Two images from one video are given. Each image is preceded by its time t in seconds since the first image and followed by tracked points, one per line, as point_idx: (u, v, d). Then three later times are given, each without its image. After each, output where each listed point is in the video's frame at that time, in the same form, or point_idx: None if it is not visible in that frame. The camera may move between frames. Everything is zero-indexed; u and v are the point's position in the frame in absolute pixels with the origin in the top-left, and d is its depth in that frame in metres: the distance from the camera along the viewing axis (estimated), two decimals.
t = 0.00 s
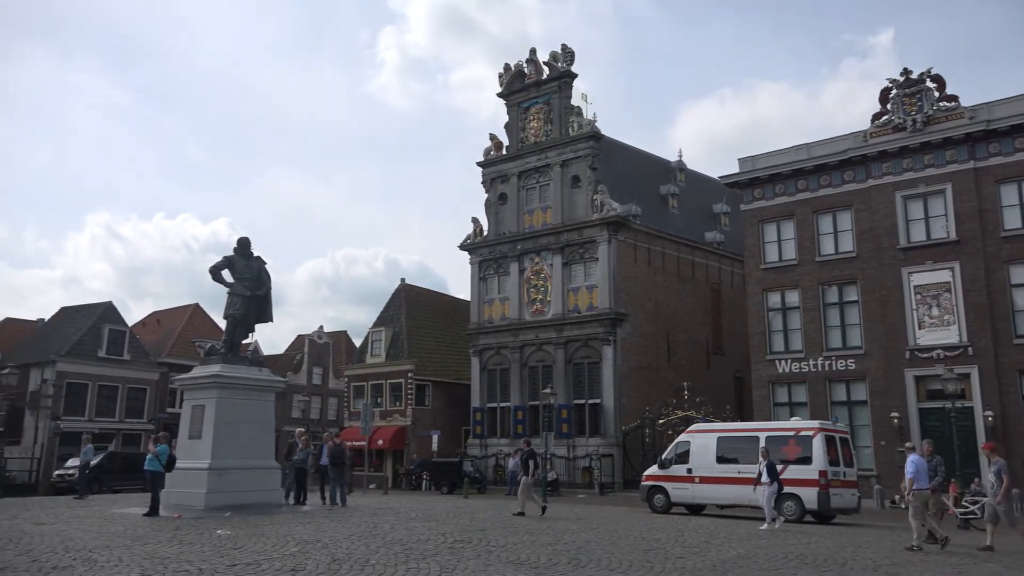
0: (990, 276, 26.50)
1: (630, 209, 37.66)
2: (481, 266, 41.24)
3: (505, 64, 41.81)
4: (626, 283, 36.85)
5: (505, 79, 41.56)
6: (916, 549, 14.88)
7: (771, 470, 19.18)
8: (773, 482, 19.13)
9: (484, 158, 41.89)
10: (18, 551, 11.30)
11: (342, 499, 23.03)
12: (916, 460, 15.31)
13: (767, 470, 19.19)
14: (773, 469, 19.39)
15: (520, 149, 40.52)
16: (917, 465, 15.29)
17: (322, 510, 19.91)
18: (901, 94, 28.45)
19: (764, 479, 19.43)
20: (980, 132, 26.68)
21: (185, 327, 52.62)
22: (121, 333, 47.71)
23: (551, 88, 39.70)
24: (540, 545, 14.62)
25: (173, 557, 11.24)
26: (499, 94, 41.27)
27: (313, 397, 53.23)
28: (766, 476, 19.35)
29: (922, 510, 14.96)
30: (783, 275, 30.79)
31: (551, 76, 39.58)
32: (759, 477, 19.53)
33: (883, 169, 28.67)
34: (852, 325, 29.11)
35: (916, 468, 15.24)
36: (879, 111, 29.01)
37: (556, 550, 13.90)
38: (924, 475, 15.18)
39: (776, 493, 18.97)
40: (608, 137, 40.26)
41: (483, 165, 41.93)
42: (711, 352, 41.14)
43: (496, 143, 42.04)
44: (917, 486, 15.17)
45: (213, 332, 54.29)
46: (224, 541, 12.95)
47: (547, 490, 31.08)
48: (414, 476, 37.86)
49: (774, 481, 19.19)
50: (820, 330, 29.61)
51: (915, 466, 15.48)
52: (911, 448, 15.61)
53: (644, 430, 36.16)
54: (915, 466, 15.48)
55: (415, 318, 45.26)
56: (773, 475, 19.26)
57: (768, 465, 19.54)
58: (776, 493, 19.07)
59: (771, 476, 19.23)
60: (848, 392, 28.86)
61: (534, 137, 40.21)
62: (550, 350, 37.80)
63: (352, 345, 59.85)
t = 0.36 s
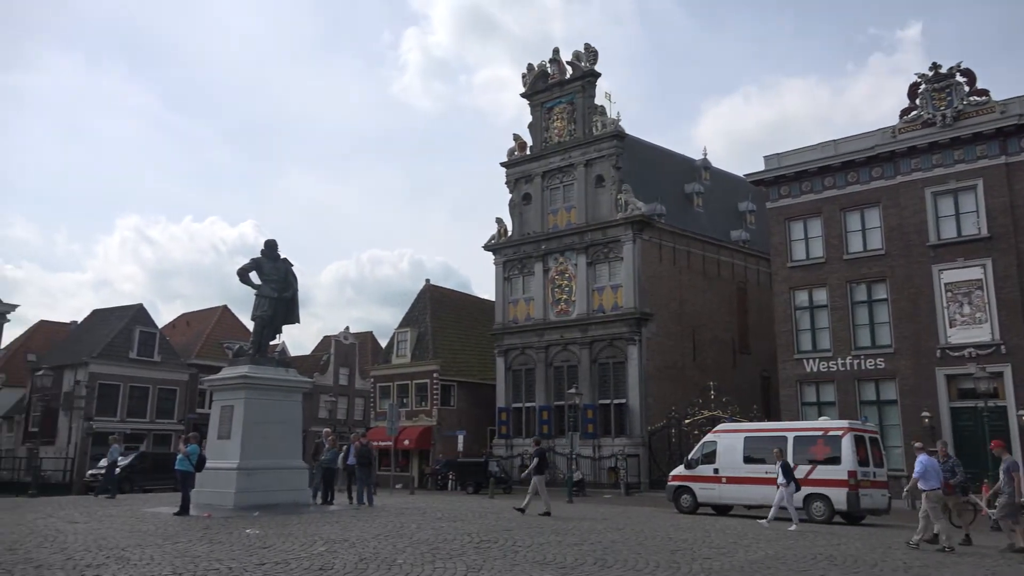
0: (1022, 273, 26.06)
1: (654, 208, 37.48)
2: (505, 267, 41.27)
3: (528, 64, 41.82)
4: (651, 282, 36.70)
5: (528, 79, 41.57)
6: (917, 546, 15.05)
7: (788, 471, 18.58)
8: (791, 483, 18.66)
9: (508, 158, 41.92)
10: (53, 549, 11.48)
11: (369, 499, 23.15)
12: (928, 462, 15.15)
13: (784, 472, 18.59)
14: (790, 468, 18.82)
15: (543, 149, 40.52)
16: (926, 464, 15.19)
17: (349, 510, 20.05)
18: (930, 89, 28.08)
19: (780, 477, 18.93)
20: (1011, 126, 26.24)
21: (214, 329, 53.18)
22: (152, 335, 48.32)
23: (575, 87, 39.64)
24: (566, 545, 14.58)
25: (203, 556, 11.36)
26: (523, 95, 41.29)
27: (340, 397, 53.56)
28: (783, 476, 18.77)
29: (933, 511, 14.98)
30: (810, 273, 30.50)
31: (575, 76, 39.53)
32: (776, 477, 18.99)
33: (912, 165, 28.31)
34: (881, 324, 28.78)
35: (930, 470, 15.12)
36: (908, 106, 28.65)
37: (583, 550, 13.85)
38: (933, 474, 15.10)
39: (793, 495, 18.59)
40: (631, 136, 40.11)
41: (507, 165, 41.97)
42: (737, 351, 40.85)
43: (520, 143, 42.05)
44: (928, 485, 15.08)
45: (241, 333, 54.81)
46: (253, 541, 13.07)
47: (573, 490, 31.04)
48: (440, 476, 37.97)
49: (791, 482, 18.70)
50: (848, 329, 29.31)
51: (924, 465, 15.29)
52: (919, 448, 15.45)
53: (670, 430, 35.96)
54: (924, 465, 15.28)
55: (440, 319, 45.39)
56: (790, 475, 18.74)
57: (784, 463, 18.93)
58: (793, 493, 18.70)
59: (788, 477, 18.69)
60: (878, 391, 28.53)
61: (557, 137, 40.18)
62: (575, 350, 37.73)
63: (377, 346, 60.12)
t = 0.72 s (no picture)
0: None
1: (677, 207, 37.30)
2: (527, 267, 41.27)
3: (549, 64, 41.78)
4: (673, 281, 36.51)
5: (549, 79, 41.54)
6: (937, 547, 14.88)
7: (796, 471, 18.38)
8: (798, 483, 18.45)
9: (529, 158, 41.91)
10: (82, 547, 11.62)
11: (393, 499, 23.23)
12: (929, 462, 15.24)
13: (792, 471, 18.38)
14: (797, 467, 18.61)
15: (564, 148, 40.47)
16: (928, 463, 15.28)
17: (373, 510, 20.11)
18: (957, 84, 27.69)
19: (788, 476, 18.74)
20: None
21: (239, 330, 53.65)
22: (178, 336, 48.84)
23: (596, 87, 39.55)
24: (589, 546, 14.55)
25: (230, 555, 11.46)
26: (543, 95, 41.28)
27: (363, 398, 53.82)
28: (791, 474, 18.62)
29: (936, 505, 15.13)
30: (835, 272, 30.22)
31: (596, 75, 39.43)
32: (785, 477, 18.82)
33: (939, 161, 27.95)
34: (908, 322, 28.45)
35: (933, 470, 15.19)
36: (934, 102, 28.29)
37: (606, 551, 13.82)
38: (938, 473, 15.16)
39: (800, 495, 18.41)
40: (653, 135, 39.94)
41: (528, 165, 41.96)
42: (761, 350, 40.55)
43: (541, 143, 42.02)
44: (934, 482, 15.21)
45: (266, 334, 55.24)
46: (278, 540, 13.17)
47: (596, 490, 30.97)
48: (463, 476, 38.05)
49: (799, 481, 18.50)
50: (875, 328, 29.00)
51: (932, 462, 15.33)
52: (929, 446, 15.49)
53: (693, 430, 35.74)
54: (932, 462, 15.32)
55: (462, 319, 45.47)
56: (797, 474, 18.54)
57: (791, 462, 18.73)
58: (800, 493, 18.52)
59: (796, 476, 18.48)
60: (905, 391, 28.20)
61: (578, 137, 40.10)
62: (598, 351, 37.63)
63: (401, 347, 60.32)
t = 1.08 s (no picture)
0: None
1: (700, 205, 37.08)
2: (550, 267, 41.24)
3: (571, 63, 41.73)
4: (697, 280, 36.30)
5: (570, 78, 41.48)
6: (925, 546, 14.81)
7: (811, 470, 18.18)
8: (813, 482, 18.24)
9: (552, 158, 41.88)
10: (113, 546, 11.76)
11: (418, 499, 23.28)
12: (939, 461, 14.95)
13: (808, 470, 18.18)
14: (813, 466, 18.40)
15: (587, 148, 40.39)
16: (938, 464, 14.99)
17: (398, 509, 20.17)
18: (985, 78, 27.31)
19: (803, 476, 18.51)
20: None
21: (265, 331, 54.08)
22: (205, 337, 49.32)
23: (618, 86, 39.42)
24: (614, 546, 14.48)
25: (257, 554, 11.54)
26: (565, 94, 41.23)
27: (387, 398, 54.04)
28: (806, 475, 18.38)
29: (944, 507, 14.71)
30: (861, 270, 29.91)
31: (618, 74, 39.32)
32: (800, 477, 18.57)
33: (967, 157, 27.56)
34: (937, 320, 28.08)
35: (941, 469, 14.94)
36: (962, 97, 27.92)
37: (632, 551, 13.75)
38: (948, 474, 14.91)
39: (815, 495, 18.19)
40: (676, 133, 39.75)
41: (550, 165, 41.93)
42: (786, 349, 40.21)
43: (563, 143, 41.98)
44: (941, 486, 14.86)
45: (291, 335, 55.64)
46: (305, 539, 13.25)
47: (620, 490, 30.86)
48: (488, 476, 38.10)
49: (814, 480, 18.29)
50: (903, 326, 28.67)
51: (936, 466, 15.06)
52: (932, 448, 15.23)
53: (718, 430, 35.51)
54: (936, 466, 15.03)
55: (485, 319, 45.51)
56: (812, 473, 18.32)
57: (808, 461, 18.52)
58: (816, 492, 18.30)
59: (811, 475, 18.28)
60: (934, 390, 27.83)
61: (600, 136, 39.99)
62: (621, 350, 37.52)
63: (424, 347, 60.50)
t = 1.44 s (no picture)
0: None
1: (724, 204, 36.84)
2: (573, 267, 41.17)
3: (593, 63, 41.64)
4: (721, 279, 36.05)
5: (592, 78, 41.39)
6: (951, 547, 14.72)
7: (823, 470, 17.98)
8: (825, 483, 18.02)
9: (574, 157, 41.80)
10: (143, 545, 11.89)
11: (442, 499, 23.32)
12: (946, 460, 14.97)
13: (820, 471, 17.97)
14: (824, 467, 18.20)
15: (609, 147, 40.26)
16: (944, 462, 14.94)
17: (423, 510, 20.22)
18: (1015, 72, 26.91)
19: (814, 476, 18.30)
20: None
21: (290, 333, 54.45)
22: (231, 339, 49.76)
23: (640, 85, 39.27)
24: (639, 546, 14.42)
25: (284, 553, 11.63)
26: (588, 94, 41.15)
27: (412, 398, 54.23)
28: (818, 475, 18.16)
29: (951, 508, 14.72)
30: (889, 268, 29.56)
31: (640, 73, 39.17)
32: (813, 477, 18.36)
33: (996, 153, 27.15)
34: (967, 319, 27.68)
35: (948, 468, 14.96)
36: (991, 92, 27.53)
37: (658, 552, 13.68)
38: (953, 472, 14.90)
39: (828, 495, 17.97)
40: (699, 131, 39.52)
41: (572, 165, 41.86)
42: (812, 349, 39.84)
43: (586, 142, 41.89)
44: (946, 483, 14.85)
45: (316, 336, 55.99)
46: (330, 539, 13.33)
47: (645, 491, 30.73)
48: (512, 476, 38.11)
49: (827, 481, 18.09)
50: (931, 325, 28.30)
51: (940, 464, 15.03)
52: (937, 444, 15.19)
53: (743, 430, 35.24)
54: (940, 464, 15.01)
55: (509, 319, 45.52)
56: (825, 474, 18.14)
57: (819, 461, 18.28)
58: (829, 493, 18.12)
59: (823, 476, 18.08)
60: (964, 389, 27.44)
61: (623, 135, 39.85)
62: (645, 350, 37.35)
63: (448, 347, 60.64)
